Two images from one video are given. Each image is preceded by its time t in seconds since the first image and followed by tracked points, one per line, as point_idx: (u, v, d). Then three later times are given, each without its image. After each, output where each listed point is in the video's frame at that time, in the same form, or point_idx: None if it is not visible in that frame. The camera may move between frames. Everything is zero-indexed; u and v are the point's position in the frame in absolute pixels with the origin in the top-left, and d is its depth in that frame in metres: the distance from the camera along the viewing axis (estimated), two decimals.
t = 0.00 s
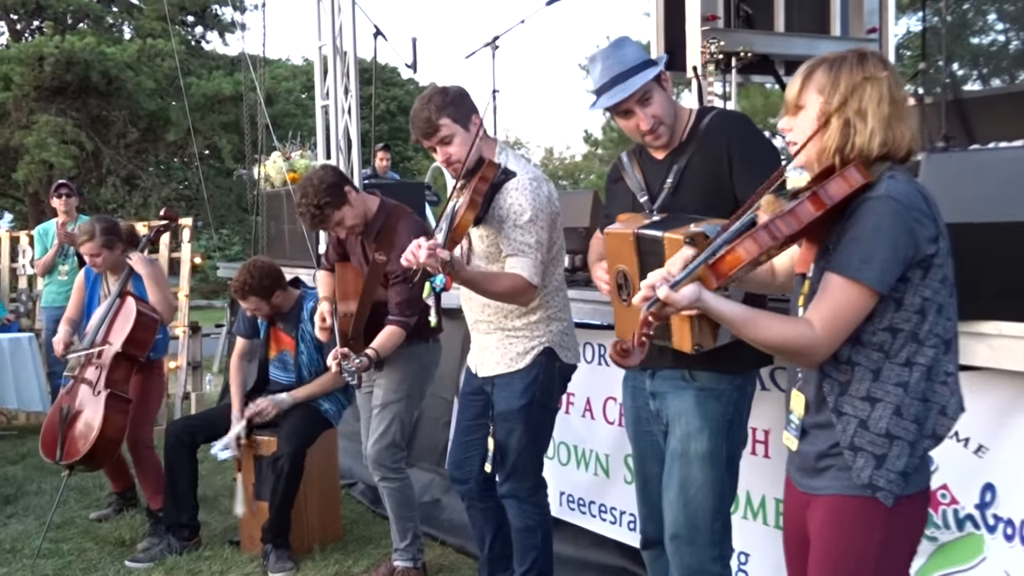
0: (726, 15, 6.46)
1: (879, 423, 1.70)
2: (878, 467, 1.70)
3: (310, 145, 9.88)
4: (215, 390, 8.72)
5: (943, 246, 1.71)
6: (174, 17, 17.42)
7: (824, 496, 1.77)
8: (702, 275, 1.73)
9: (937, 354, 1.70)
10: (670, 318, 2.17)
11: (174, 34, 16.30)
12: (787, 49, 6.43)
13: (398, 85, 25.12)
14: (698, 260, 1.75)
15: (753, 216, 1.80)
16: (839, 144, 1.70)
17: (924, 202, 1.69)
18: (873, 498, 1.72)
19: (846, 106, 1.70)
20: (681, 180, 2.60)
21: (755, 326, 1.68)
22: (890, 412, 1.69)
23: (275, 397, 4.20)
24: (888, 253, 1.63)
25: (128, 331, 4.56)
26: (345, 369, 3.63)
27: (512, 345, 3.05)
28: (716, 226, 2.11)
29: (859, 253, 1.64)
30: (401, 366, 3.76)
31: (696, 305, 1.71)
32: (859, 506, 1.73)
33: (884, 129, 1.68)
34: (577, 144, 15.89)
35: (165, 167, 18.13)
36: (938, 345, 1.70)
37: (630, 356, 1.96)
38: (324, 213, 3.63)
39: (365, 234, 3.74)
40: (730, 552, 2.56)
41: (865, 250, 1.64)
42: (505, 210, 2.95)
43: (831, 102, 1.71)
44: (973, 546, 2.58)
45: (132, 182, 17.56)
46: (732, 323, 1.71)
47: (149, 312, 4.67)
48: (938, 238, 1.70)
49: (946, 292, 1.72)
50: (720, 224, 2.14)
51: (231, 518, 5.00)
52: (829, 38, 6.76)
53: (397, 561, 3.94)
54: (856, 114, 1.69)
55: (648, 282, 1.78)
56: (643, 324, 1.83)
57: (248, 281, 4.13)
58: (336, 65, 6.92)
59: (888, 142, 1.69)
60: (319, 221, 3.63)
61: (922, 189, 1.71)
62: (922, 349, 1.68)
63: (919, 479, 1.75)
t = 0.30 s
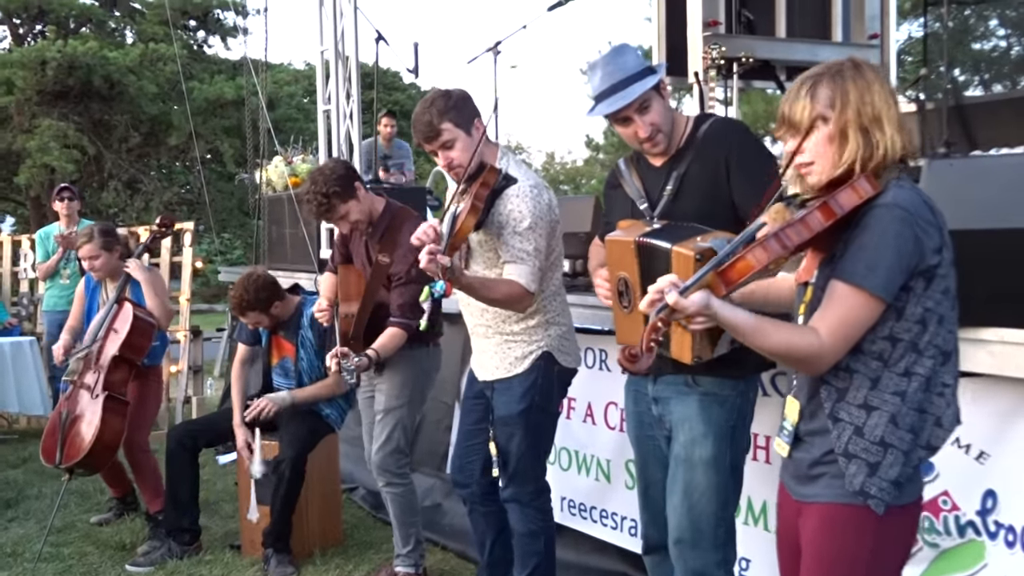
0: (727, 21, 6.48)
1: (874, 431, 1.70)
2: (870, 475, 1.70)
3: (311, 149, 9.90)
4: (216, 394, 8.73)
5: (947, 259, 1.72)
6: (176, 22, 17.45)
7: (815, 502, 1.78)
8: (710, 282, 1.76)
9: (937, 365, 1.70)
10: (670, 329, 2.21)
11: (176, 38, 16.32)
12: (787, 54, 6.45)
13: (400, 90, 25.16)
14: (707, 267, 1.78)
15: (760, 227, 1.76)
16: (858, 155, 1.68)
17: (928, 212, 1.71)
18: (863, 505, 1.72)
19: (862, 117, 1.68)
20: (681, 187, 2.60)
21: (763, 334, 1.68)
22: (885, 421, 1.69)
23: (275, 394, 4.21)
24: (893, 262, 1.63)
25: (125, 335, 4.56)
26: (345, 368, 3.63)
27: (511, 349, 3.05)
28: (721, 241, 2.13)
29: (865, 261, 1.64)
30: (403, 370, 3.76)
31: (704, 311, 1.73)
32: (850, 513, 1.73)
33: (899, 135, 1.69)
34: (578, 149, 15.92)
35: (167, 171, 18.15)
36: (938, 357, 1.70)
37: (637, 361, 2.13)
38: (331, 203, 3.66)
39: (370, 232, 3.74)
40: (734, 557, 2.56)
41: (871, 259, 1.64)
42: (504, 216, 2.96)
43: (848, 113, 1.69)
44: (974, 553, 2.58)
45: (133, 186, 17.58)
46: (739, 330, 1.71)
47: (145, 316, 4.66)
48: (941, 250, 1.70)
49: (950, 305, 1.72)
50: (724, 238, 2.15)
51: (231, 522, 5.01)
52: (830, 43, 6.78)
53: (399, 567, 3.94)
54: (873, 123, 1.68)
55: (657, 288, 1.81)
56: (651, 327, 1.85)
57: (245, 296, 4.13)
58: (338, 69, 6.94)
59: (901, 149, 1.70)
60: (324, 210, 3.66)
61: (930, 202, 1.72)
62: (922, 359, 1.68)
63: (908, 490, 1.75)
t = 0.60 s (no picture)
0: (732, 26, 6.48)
1: (889, 436, 1.70)
2: (888, 480, 1.70)
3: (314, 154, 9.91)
4: (220, 399, 8.74)
5: (957, 260, 1.72)
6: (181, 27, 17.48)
7: (832, 509, 1.77)
8: (720, 291, 1.74)
9: (949, 368, 1.70)
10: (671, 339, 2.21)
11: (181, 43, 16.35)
12: (792, 60, 6.43)
13: (405, 95, 25.22)
14: (716, 275, 1.75)
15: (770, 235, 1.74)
16: (872, 161, 1.68)
17: (937, 215, 1.71)
18: (881, 511, 1.71)
19: (872, 122, 1.68)
20: (683, 198, 2.59)
21: (773, 341, 1.66)
22: (900, 425, 1.69)
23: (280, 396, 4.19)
24: (903, 265, 1.64)
25: (132, 337, 4.59)
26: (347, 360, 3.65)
27: (513, 354, 3.05)
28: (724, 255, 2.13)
29: (874, 266, 1.64)
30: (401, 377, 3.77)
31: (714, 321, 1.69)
32: (868, 519, 1.72)
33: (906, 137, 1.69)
34: (582, 154, 15.91)
35: (171, 176, 18.18)
36: (950, 359, 1.70)
37: (650, 372, 2.03)
38: (343, 192, 3.64)
39: (382, 233, 3.71)
40: (730, 562, 2.56)
41: (881, 263, 1.64)
42: (508, 227, 2.95)
43: (857, 120, 1.68)
44: (981, 559, 2.58)
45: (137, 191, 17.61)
46: (747, 339, 1.68)
47: (151, 317, 4.68)
48: (951, 251, 1.71)
49: (960, 306, 1.72)
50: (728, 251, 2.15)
51: (235, 527, 5.01)
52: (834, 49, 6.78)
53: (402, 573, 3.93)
54: (884, 127, 1.68)
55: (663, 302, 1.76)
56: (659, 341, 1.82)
57: (246, 301, 4.14)
58: (342, 75, 6.95)
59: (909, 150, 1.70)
60: (336, 200, 3.64)
61: (937, 204, 1.73)
62: (934, 362, 1.69)
63: (926, 493, 1.75)
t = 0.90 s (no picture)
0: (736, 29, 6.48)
1: (898, 434, 1.69)
2: (898, 479, 1.69)
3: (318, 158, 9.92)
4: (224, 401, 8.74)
5: (963, 257, 1.71)
6: (185, 31, 17.50)
7: (844, 510, 1.76)
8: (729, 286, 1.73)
9: (957, 365, 1.69)
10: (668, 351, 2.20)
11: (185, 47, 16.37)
12: (792, 62, 6.35)
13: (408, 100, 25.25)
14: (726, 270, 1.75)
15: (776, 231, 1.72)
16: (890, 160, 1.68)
17: (942, 213, 1.71)
18: (893, 510, 1.70)
19: (892, 119, 1.68)
20: (687, 200, 2.59)
21: (781, 335, 1.64)
22: (909, 423, 1.68)
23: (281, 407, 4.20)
24: (909, 260, 1.63)
25: (133, 339, 4.60)
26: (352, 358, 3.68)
27: (505, 356, 3.05)
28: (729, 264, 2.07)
29: (881, 261, 1.64)
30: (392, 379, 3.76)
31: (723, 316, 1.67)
32: (881, 519, 1.71)
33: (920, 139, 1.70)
34: (585, 157, 15.89)
35: (175, 180, 18.20)
36: (958, 356, 1.69)
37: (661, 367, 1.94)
38: (361, 201, 3.56)
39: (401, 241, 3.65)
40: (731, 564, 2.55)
41: (888, 258, 1.64)
42: (508, 219, 2.96)
43: (880, 116, 1.68)
44: (988, 562, 2.56)
45: (141, 195, 17.64)
46: (755, 335, 1.67)
47: (151, 321, 4.71)
48: (958, 247, 1.70)
49: (967, 303, 1.72)
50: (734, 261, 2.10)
51: (239, 530, 5.00)
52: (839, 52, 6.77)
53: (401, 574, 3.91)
54: (903, 126, 1.68)
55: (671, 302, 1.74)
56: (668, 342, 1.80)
57: (251, 302, 4.12)
58: (346, 78, 6.96)
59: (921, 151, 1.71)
60: (353, 208, 3.56)
61: (941, 201, 1.72)
62: (942, 360, 1.68)
63: (937, 491, 1.74)
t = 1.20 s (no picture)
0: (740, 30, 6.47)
1: (902, 439, 1.68)
2: (900, 484, 1.68)
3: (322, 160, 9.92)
4: (227, 402, 8.74)
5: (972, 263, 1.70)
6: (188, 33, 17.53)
7: (845, 515, 1.75)
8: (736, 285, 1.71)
9: (963, 371, 1.69)
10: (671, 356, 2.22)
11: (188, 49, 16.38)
12: (797, 64, 6.41)
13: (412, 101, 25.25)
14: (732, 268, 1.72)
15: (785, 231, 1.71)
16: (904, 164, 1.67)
17: (952, 218, 1.69)
18: (894, 516, 1.70)
19: (909, 123, 1.68)
20: (695, 203, 2.59)
21: (786, 335, 1.65)
22: (913, 429, 1.68)
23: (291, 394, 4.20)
24: (918, 265, 1.62)
25: (129, 342, 4.56)
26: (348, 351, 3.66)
27: (488, 351, 3.04)
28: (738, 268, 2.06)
29: (891, 266, 1.63)
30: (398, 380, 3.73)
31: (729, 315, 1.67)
32: (882, 525, 1.71)
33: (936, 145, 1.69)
34: (588, 158, 15.88)
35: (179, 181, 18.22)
36: (965, 362, 1.68)
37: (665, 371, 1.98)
38: (363, 205, 3.62)
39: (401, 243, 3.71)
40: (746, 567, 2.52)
41: (898, 263, 1.63)
42: (509, 203, 2.97)
43: (896, 118, 1.67)
44: (992, 565, 2.55)
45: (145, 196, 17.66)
46: (759, 334, 1.67)
47: (151, 321, 4.67)
48: (967, 254, 1.69)
49: (975, 309, 1.71)
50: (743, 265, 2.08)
51: (242, 531, 5.00)
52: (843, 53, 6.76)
53: None
54: (918, 130, 1.68)
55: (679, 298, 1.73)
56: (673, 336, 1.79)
57: (255, 311, 4.12)
58: (349, 79, 6.96)
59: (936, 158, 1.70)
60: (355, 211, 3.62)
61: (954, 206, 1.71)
62: (948, 366, 1.67)
63: (940, 498, 1.73)
